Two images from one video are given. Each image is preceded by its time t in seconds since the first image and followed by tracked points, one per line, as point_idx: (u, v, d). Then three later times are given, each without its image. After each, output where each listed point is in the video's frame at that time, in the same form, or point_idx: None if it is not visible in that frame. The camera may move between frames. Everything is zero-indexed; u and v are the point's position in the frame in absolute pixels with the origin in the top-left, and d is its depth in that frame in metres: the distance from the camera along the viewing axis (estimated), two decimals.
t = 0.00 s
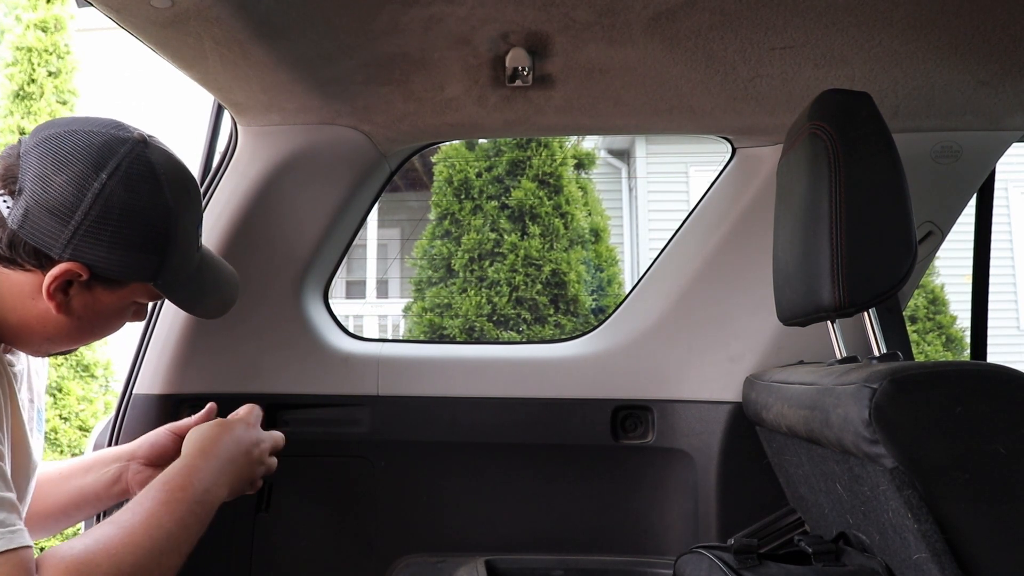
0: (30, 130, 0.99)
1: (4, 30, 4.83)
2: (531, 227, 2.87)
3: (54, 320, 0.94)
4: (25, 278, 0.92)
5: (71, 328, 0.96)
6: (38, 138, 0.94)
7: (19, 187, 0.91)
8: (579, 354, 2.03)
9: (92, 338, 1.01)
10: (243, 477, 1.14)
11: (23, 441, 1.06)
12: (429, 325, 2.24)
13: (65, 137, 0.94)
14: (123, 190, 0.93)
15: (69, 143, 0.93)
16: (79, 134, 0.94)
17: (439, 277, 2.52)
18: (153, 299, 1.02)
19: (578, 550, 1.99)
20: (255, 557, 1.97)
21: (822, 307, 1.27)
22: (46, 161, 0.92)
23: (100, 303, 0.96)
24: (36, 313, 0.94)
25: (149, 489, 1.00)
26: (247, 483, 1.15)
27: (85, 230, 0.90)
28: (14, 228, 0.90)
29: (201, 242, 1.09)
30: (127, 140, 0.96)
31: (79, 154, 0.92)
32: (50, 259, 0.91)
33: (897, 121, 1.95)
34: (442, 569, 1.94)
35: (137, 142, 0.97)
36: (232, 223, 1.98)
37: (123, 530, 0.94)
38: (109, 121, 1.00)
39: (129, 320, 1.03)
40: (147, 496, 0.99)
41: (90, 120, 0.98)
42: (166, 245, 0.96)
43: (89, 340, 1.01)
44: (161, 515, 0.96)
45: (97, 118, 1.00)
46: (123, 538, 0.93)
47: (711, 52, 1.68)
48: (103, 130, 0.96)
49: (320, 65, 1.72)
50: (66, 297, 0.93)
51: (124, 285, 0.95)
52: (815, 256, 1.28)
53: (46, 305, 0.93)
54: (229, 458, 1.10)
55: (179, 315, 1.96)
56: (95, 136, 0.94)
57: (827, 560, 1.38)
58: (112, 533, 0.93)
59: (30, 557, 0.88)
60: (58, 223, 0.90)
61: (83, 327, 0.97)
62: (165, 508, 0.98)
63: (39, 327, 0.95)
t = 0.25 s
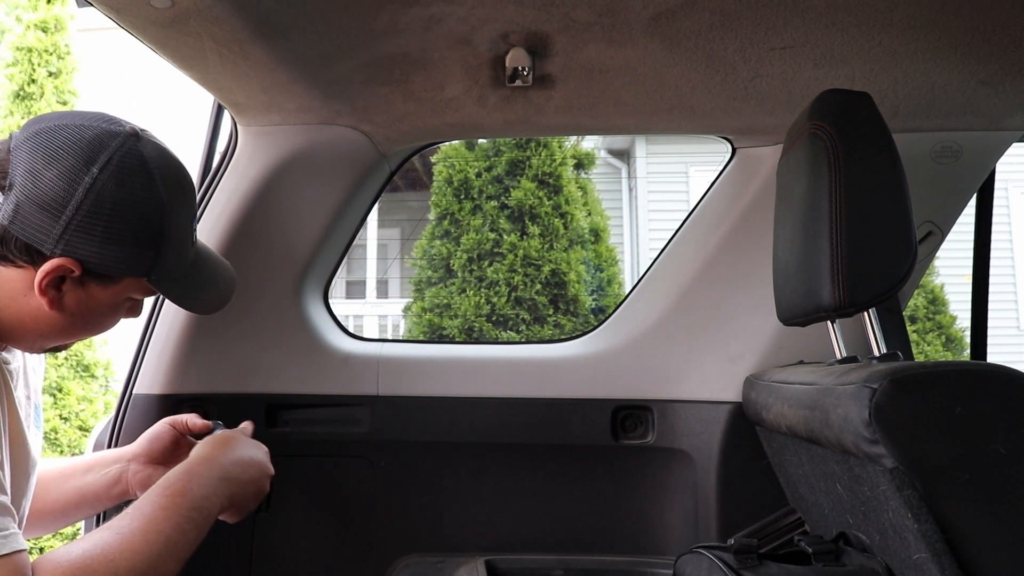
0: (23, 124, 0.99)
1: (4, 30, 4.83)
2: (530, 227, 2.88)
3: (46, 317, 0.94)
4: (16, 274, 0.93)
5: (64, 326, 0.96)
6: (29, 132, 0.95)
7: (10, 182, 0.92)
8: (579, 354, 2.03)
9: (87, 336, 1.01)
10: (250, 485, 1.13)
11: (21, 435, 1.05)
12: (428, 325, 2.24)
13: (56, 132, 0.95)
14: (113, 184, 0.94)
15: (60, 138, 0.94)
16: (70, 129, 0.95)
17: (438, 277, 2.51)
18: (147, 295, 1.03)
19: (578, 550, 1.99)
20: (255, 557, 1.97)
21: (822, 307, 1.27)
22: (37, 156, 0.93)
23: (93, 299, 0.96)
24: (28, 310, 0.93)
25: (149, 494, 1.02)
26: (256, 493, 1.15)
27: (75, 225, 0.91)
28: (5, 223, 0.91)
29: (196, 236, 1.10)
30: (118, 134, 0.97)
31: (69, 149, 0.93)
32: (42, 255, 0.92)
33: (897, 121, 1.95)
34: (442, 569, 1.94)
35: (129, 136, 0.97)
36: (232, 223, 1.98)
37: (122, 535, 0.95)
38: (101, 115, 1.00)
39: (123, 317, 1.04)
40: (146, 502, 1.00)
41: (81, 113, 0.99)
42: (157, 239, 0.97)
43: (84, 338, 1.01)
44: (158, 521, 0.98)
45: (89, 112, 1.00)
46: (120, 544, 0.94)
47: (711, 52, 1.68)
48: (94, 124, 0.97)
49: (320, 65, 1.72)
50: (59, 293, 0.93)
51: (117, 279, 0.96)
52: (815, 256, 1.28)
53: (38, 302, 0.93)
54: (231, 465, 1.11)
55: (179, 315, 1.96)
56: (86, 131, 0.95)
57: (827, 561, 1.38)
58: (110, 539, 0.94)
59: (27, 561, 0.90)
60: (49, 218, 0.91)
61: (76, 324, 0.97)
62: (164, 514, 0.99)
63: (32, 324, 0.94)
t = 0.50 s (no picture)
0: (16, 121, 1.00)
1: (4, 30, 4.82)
2: (530, 227, 2.87)
3: (41, 313, 0.95)
4: (11, 270, 0.93)
5: (60, 321, 0.97)
6: (22, 128, 0.95)
7: (4, 178, 0.93)
8: (579, 354, 2.03)
9: (82, 331, 1.02)
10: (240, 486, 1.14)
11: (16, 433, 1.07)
12: (428, 325, 2.24)
13: (48, 127, 0.95)
14: (106, 178, 0.93)
15: (52, 132, 0.94)
16: (62, 124, 0.95)
17: (438, 277, 2.51)
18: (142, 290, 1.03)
19: (578, 550, 1.99)
20: (255, 557, 1.97)
21: (822, 307, 1.27)
22: (30, 151, 0.93)
23: (88, 295, 0.96)
24: (23, 306, 0.94)
25: (143, 497, 1.02)
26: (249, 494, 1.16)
27: (69, 220, 0.91)
28: None
29: (189, 230, 1.10)
30: (111, 129, 0.97)
31: (61, 143, 0.93)
32: (36, 250, 0.92)
33: (897, 121, 1.95)
34: (442, 569, 1.94)
35: (121, 131, 0.97)
36: (231, 223, 1.98)
37: (114, 539, 0.95)
38: (94, 110, 1.00)
39: (118, 313, 1.04)
40: (141, 506, 1.00)
41: (74, 109, 0.99)
42: (152, 234, 0.97)
43: (80, 332, 1.02)
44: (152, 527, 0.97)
45: (82, 108, 1.01)
46: (113, 549, 0.94)
47: (711, 52, 1.68)
48: (86, 119, 0.97)
49: (320, 65, 1.72)
50: (53, 289, 0.94)
51: (111, 275, 0.96)
52: (815, 256, 1.28)
53: (33, 297, 0.93)
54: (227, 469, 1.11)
55: (179, 315, 1.95)
56: (79, 126, 0.95)
57: (827, 560, 1.38)
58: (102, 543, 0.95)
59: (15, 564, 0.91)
60: (43, 213, 0.91)
61: (71, 320, 0.97)
62: (158, 519, 0.99)
63: (27, 320, 0.95)
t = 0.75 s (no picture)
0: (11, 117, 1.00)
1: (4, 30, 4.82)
2: (529, 227, 2.87)
3: (37, 310, 0.95)
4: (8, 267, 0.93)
5: (57, 318, 0.96)
6: (17, 124, 0.95)
7: None
8: (579, 354, 2.03)
9: (79, 329, 1.02)
10: (242, 479, 1.14)
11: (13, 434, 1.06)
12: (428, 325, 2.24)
13: (43, 123, 0.95)
14: (102, 174, 0.94)
15: (47, 128, 0.94)
16: (57, 120, 0.95)
17: (438, 277, 2.52)
18: (139, 286, 1.03)
19: (578, 550, 1.99)
20: (255, 557, 1.97)
21: (822, 307, 1.27)
22: (25, 147, 0.93)
23: (85, 291, 0.96)
24: (19, 304, 0.94)
25: (143, 491, 1.01)
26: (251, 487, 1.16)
27: (64, 216, 0.91)
28: None
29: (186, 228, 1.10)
30: (106, 125, 0.97)
31: (57, 139, 0.93)
32: (33, 246, 0.92)
33: (897, 121, 1.95)
34: (442, 569, 1.94)
35: (117, 127, 0.98)
36: (231, 223, 1.98)
37: (113, 533, 0.95)
38: (89, 107, 1.01)
39: (115, 310, 1.04)
40: (139, 499, 1.00)
41: (69, 105, 0.99)
42: (148, 230, 0.97)
43: (77, 331, 1.02)
44: (149, 520, 0.97)
45: (77, 104, 1.01)
46: (110, 543, 0.94)
47: (711, 52, 1.68)
48: (81, 115, 0.97)
49: (320, 65, 1.72)
50: (50, 285, 0.94)
51: (108, 271, 0.96)
52: (815, 256, 1.28)
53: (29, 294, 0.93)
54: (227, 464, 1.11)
55: (179, 315, 1.95)
56: (74, 121, 0.95)
57: (827, 561, 1.38)
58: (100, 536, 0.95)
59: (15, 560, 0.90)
60: (38, 209, 0.91)
61: (68, 318, 0.97)
62: (157, 513, 0.98)
63: (23, 318, 0.95)
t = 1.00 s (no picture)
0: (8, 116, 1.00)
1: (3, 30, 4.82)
2: (529, 227, 2.88)
3: (37, 308, 0.95)
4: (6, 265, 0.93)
5: (56, 317, 0.96)
6: (16, 122, 0.95)
7: None
8: (579, 354, 2.03)
9: (78, 328, 1.02)
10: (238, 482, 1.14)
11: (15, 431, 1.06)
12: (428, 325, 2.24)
13: (42, 121, 0.95)
14: (101, 172, 0.94)
15: (46, 126, 0.94)
16: (56, 118, 0.95)
17: (438, 277, 2.51)
18: (138, 284, 1.03)
19: (578, 550, 1.99)
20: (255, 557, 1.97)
21: (822, 307, 1.27)
22: (23, 144, 0.93)
23: (84, 289, 0.96)
24: (18, 302, 0.94)
25: (140, 492, 1.01)
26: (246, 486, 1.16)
27: (63, 213, 0.91)
28: None
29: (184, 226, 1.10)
30: (104, 123, 0.97)
31: (55, 137, 0.93)
32: (31, 245, 0.92)
33: (897, 121, 1.95)
34: (442, 569, 1.94)
35: (115, 125, 0.98)
36: (231, 222, 1.98)
37: (110, 535, 0.95)
38: (87, 105, 1.01)
39: (114, 309, 1.04)
40: (136, 501, 1.00)
41: (68, 104, 1.00)
42: (147, 228, 0.98)
43: (75, 330, 1.02)
44: (145, 523, 0.97)
45: (75, 103, 1.01)
46: (107, 545, 0.94)
47: (711, 52, 1.68)
48: (80, 113, 0.97)
49: (321, 65, 1.72)
50: (49, 283, 0.94)
51: (107, 269, 0.96)
52: (815, 256, 1.28)
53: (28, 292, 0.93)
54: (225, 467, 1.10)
55: (179, 315, 1.95)
56: (73, 119, 0.95)
57: (827, 561, 1.38)
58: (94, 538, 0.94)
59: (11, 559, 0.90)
60: (37, 207, 0.91)
61: (67, 316, 0.97)
62: (153, 516, 0.98)
63: (22, 316, 0.95)
